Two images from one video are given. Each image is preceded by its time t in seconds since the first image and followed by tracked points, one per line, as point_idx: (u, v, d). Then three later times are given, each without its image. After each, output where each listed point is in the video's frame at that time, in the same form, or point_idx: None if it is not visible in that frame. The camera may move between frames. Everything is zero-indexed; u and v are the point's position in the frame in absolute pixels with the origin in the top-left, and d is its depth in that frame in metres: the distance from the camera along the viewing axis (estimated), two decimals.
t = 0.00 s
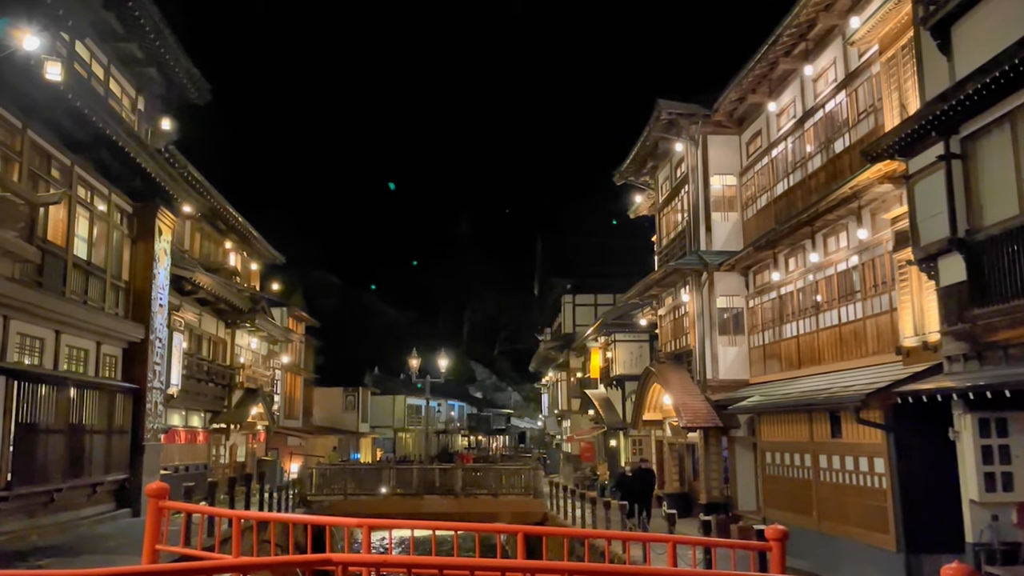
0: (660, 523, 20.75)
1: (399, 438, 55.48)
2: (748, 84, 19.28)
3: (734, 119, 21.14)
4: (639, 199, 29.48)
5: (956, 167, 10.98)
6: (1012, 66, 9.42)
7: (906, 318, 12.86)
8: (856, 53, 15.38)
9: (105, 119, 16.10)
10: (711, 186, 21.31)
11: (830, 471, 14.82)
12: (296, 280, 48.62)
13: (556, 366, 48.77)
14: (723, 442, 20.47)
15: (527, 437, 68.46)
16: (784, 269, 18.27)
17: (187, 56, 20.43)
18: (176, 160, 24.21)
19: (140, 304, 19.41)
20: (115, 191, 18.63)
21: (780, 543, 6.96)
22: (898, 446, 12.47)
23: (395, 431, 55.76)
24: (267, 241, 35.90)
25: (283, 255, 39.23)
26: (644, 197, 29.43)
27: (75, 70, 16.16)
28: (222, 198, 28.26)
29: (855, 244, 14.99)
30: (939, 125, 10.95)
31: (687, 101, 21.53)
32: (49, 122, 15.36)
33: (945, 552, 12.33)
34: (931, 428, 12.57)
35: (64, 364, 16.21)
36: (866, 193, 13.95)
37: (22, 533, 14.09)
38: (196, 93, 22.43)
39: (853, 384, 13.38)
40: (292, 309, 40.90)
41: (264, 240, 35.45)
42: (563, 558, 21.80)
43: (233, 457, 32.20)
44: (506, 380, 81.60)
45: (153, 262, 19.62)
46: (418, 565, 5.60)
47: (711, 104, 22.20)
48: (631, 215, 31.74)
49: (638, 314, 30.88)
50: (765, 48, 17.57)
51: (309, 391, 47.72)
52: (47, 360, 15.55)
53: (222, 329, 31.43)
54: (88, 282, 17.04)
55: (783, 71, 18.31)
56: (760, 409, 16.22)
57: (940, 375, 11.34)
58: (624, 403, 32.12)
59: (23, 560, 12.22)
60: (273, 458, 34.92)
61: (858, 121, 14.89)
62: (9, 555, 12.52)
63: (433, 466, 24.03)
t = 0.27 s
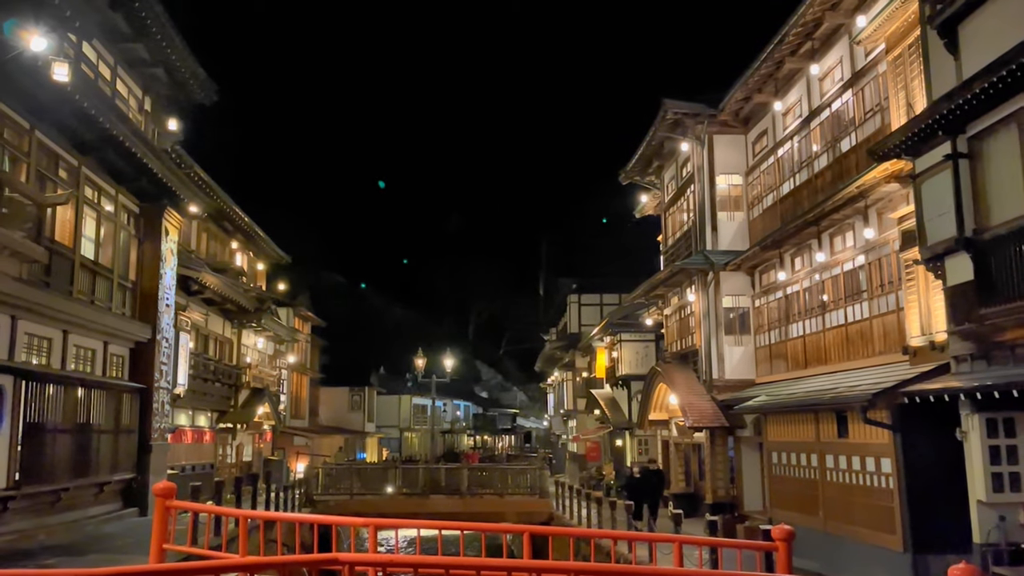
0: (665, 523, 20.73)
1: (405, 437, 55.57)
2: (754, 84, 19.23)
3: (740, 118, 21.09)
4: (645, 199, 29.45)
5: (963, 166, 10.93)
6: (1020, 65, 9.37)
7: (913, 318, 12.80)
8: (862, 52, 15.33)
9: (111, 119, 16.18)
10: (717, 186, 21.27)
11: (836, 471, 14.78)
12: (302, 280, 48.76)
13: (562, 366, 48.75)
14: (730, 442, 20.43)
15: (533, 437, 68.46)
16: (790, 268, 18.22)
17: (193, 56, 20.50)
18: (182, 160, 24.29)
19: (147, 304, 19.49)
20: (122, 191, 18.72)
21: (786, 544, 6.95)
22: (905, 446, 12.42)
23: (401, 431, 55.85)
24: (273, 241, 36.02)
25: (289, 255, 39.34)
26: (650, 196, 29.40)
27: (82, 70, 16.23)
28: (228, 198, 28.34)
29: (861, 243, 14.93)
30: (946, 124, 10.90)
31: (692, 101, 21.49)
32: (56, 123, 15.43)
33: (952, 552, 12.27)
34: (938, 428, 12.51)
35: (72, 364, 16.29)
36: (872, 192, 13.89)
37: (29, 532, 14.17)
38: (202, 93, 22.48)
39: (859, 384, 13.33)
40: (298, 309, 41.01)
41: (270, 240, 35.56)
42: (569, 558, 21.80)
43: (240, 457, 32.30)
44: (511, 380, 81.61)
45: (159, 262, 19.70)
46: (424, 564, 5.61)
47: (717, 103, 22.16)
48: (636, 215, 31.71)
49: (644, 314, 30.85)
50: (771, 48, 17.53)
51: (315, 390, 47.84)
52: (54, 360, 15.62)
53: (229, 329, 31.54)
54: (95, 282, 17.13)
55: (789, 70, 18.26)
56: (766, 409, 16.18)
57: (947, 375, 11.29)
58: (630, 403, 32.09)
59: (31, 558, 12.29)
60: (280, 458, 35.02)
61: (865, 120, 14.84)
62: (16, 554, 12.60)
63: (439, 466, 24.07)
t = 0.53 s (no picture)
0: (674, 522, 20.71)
1: (413, 437, 55.67)
2: (762, 82, 19.16)
3: (748, 117, 21.02)
4: (653, 198, 29.39)
5: (973, 164, 10.87)
6: None
7: (923, 317, 12.73)
8: (871, 50, 15.25)
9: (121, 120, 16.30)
10: (725, 185, 21.21)
11: (846, 470, 14.71)
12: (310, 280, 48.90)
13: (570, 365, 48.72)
14: (738, 441, 20.38)
15: (541, 436, 68.44)
16: (799, 267, 18.15)
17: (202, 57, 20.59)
18: (191, 160, 24.41)
19: (156, 304, 19.59)
20: (131, 192, 18.83)
21: (796, 543, 6.93)
22: (915, 445, 12.36)
23: (409, 431, 55.95)
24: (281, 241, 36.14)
25: (298, 255, 39.46)
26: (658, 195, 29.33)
27: (92, 71, 16.34)
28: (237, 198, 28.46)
29: (870, 242, 14.87)
30: (956, 122, 10.83)
31: (700, 100, 21.45)
32: (66, 123, 15.55)
33: (963, 552, 12.21)
34: (949, 428, 12.44)
35: (82, 363, 16.41)
36: (882, 191, 13.82)
37: (40, 530, 14.28)
38: (210, 93, 22.58)
39: (869, 383, 13.28)
40: (307, 309, 41.14)
41: (278, 240, 35.68)
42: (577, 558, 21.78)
43: (248, 456, 32.44)
44: (519, 379, 81.63)
45: (169, 262, 19.82)
46: (433, 563, 5.64)
47: (725, 102, 22.09)
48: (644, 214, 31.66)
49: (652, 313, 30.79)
50: (779, 46, 17.46)
51: (323, 390, 47.99)
52: (65, 359, 15.74)
53: (238, 329, 31.68)
54: (105, 282, 17.25)
55: (798, 69, 18.19)
56: (775, 408, 16.12)
57: (957, 374, 11.23)
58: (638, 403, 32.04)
59: (42, 557, 12.39)
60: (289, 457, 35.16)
61: (874, 118, 14.76)
62: (28, 552, 12.70)
63: (447, 465, 24.11)
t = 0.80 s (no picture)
0: (686, 523, 20.63)
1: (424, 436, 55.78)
2: (774, 81, 19.06)
3: (760, 115, 20.92)
4: (664, 197, 29.30)
5: (988, 162, 10.77)
6: None
7: (937, 316, 12.62)
8: (884, 48, 15.14)
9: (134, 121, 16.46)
10: (737, 183, 21.12)
11: (860, 470, 14.62)
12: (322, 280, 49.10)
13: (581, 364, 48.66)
14: (751, 441, 20.27)
15: (552, 436, 68.45)
16: (811, 266, 18.05)
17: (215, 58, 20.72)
18: (204, 161, 24.60)
19: (170, 304, 19.75)
20: (145, 193, 19.00)
21: (810, 543, 6.87)
22: (930, 445, 12.26)
23: (421, 430, 56.08)
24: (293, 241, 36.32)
25: (310, 255, 39.66)
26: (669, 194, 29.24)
27: (106, 73, 16.50)
28: (249, 199, 28.64)
29: (884, 241, 14.75)
30: (971, 120, 10.74)
31: (712, 98, 21.36)
32: (81, 126, 15.71)
33: (978, 553, 12.09)
34: (964, 427, 12.34)
35: (97, 363, 16.56)
36: (895, 189, 13.72)
37: (56, 529, 14.43)
38: (223, 94, 22.74)
39: (883, 383, 13.18)
40: (319, 309, 41.32)
41: (290, 240, 35.86)
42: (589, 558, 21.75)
43: (261, 455, 32.63)
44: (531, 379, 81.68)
45: (182, 262, 19.98)
46: (445, 563, 5.67)
47: (737, 101, 21.99)
48: (656, 213, 31.58)
49: (664, 313, 30.70)
50: (792, 44, 17.37)
51: (335, 390, 48.19)
52: (80, 359, 15.90)
53: (250, 329, 31.87)
54: (119, 282, 17.41)
55: (810, 66, 18.09)
56: (788, 408, 16.04)
57: (972, 374, 11.13)
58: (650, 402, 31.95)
59: (57, 556, 12.51)
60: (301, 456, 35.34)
61: (887, 116, 14.65)
62: (45, 551, 12.85)
63: (459, 464, 24.15)
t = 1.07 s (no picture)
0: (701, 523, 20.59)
1: (439, 436, 55.95)
2: (789, 79, 18.95)
3: (775, 113, 20.79)
4: (678, 196, 29.19)
5: (1006, 159, 10.66)
6: None
7: (955, 314, 12.49)
8: (901, 45, 15.00)
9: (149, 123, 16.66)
10: (752, 182, 21.01)
11: (877, 470, 14.50)
12: (337, 280, 49.38)
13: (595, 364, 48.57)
14: (767, 441, 20.16)
15: (566, 435, 68.38)
16: (827, 265, 17.92)
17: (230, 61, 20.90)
18: (220, 163, 24.83)
19: (186, 305, 19.97)
20: (161, 194, 19.21)
21: (826, 543, 6.85)
22: (948, 445, 12.14)
23: (435, 430, 56.24)
24: (308, 242, 36.55)
25: (325, 256, 39.88)
26: (684, 193, 29.13)
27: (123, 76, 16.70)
28: (264, 200, 28.86)
29: (901, 239, 14.61)
30: (989, 116, 10.62)
31: (726, 97, 21.27)
32: (98, 128, 15.92)
33: (997, 554, 11.97)
34: (983, 427, 12.20)
35: (115, 363, 16.76)
36: (912, 187, 13.60)
37: (76, 527, 14.63)
38: (238, 96, 22.93)
39: (899, 382, 13.07)
40: (334, 309, 41.54)
41: (305, 241, 36.09)
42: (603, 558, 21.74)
43: (277, 455, 32.87)
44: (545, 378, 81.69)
45: (198, 263, 20.17)
46: (461, 562, 5.70)
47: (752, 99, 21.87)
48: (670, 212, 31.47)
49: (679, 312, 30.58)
50: (806, 42, 17.26)
51: (350, 389, 48.44)
52: (99, 359, 16.10)
53: (266, 329, 32.11)
54: (136, 283, 17.61)
55: (826, 64, 17.96)
56: (803, 408, 15.94)
57: (991, 373, 11.02)
58: (665, 402, 31.85)
59: (77, 554, 12.69)
60: (316, 456, 35.56)
61: (904, 114, 14.52)
62: (66, 549, 13.05)
63: (473, 464, 24.21)
